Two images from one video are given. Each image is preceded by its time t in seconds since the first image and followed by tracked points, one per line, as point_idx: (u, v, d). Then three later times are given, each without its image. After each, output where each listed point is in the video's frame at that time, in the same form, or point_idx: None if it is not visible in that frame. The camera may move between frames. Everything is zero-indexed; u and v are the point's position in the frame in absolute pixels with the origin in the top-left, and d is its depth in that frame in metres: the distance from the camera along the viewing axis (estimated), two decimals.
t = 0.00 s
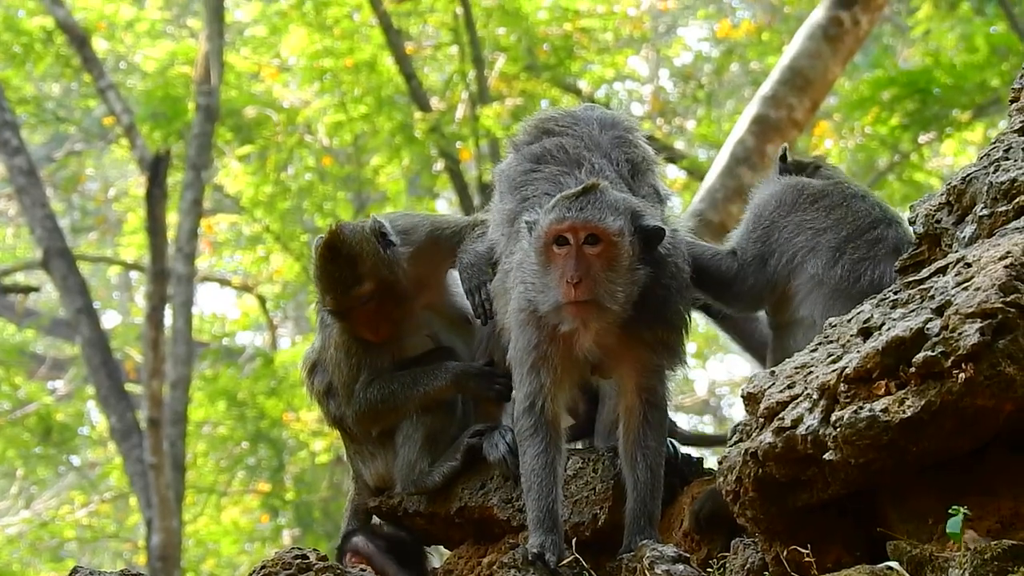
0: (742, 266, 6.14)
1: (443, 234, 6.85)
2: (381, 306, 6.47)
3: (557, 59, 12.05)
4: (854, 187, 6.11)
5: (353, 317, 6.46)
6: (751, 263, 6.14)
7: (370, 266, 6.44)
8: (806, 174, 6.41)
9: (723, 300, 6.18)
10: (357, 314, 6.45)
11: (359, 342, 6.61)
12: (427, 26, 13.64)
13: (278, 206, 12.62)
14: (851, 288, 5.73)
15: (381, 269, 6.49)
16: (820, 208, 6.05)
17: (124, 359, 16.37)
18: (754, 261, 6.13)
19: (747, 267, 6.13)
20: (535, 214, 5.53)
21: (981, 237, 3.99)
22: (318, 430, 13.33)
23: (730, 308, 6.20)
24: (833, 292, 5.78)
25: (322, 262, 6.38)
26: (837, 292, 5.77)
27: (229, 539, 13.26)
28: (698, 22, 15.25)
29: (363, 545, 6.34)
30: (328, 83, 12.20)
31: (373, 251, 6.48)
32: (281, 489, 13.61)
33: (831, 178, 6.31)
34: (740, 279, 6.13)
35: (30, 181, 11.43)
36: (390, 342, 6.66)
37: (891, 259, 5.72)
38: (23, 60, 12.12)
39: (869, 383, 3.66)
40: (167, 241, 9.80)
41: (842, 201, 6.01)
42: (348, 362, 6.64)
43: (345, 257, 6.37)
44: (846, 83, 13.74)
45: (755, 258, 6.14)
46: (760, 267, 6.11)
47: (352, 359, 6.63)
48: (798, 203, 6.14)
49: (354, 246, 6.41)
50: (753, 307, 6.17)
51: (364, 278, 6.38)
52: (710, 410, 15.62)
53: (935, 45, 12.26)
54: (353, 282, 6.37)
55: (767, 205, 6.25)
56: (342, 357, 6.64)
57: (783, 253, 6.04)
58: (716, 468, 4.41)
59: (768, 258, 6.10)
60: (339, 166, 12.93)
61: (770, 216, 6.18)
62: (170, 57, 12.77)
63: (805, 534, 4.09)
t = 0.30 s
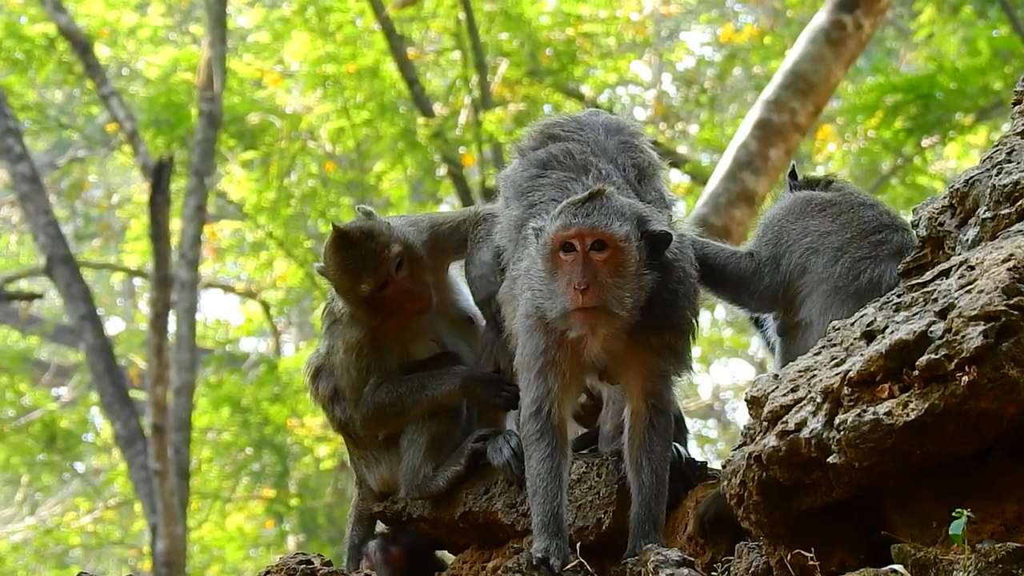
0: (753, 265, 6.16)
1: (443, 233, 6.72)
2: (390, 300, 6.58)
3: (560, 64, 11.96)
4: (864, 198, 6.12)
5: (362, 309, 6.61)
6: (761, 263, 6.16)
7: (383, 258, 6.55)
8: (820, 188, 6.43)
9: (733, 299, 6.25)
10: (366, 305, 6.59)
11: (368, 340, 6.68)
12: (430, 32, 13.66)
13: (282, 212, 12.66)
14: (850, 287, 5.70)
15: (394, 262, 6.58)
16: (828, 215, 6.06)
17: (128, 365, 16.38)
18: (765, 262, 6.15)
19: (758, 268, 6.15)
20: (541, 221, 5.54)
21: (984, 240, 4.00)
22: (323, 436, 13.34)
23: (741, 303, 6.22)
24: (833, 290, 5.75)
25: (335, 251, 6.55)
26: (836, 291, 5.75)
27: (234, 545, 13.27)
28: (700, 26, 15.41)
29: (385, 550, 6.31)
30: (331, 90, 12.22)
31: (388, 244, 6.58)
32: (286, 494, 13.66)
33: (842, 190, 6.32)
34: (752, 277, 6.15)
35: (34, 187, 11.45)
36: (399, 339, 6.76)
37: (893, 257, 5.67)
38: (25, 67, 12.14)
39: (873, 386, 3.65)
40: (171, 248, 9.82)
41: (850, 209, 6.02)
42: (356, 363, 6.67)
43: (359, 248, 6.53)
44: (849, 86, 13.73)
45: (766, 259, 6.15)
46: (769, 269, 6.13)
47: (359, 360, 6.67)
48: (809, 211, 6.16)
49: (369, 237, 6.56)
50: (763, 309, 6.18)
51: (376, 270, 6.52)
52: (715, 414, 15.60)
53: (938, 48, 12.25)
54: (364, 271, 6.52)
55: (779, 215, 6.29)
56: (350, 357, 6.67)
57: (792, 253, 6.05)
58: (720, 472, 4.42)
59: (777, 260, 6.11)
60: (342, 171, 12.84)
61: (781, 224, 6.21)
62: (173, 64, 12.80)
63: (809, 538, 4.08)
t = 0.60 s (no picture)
0: (765, 254, 6.14)
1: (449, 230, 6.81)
2: (396, 285, 6.53)
3: (566, 64, 12.05)
4: (862, 210, 6.23)
5: (368, 298, 6.58)
6: (771, 254, 6.14)
7: (389, 244, 6.56)
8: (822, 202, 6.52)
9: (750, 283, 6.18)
10: (373, 292, 6.56)
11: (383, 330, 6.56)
12: (435, 33, 13.67)
13: (288, 213, 12.69)
14: (847, 285, 5.77)
15: (400, 249, 6.58)
16: (829, 219, 6.14)
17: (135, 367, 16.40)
18: (773, 252, 6.13)
19: (768, 259, 6.13)
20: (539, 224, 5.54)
21: (990, 239, 4.00)
22: (330, 436, 13.37)
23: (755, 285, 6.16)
24: (831, 286, 5.83)
25: (341, 242, 6.62)
26: (833, 289, 5.81)
27: (241, 546, 13.28)
28: (706, 27, 15.53)
29: (396, 549, 6.30)
30: (337, 90, 12.23)
31: (394, 232, 6.61)
32: (292, 495, 13.66)
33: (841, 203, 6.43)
34: (764, 265, 6.13)
35: (39, 189, 11.48)
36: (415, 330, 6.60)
37: (889, 260, 5.77)
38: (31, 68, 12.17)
39: (879, 386, 3.66)
40: (177, 248, 9.82)
41: (851, 216, 6.11)
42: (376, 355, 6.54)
43: (364, 235, 6.57)
44: (855, 86, 13.72)
45: (775, 249, 6.14)
46: (779, 261, 6.11)
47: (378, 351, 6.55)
48: (808, 216, 6.25)
49: (374, 226, 6.61)
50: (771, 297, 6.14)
51: (381, 253, 6.53)
52: (722, 414, 15.59)
53: (943, 47, 12.24)
54: (369, 256, 6.55)
55: (784, 221, 6.36)
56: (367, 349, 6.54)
57: (799, 246, 6.07)
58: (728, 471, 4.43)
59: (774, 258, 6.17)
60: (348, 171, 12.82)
61: (787, 226, 6.27)
62: (179, 65, 12.82)
63: (816, 537, 4.09)
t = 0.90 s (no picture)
0: (785, 217, 6.21)
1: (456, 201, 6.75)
2: (413, 266, 6.39)
3: (582, 41, 12.01)
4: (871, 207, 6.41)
5: (384, 276, 6.45)
6: (790, 218, 6.21)
7: (403, 224, 6.34)
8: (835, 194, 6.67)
9: (763, 231, 6.20)
10: (389, 271, 6.42)
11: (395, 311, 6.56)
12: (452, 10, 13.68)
13: (305, 189, 12.73)
14: (864, 262, 5.91)
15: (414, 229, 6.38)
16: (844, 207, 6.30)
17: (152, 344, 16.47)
18: (794, 217, 6.21)
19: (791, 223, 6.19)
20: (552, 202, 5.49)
21: (1008, 217, 3.93)
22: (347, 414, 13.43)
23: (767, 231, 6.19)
24: (847, 262, 5.97)
25: (351, 222, 6.37)
26: (851, 267, 5.95)
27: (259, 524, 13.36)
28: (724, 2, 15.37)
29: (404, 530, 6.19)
30: (353, 67, 12.19)
31: (406, 210, 6.37)
32: (310, 473, 13.70)
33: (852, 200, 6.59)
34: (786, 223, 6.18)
35: (56, 166, 11.52)
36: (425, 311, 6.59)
37: (903, 246, 5.95)
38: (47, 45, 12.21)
39: (894, 363, 3.65)
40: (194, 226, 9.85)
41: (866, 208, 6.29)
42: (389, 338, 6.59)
43: (377, 216, 6.31)
44: (872, 63, 13.65)
45: (795, 215, 6.22)
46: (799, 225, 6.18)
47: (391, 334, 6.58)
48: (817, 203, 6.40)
49: (386, 205, 6.35)
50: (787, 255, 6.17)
51: (396, 236, 6.31)
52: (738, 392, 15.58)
53: (961, 23, 12.17)
54: (383, 239, 6.32)
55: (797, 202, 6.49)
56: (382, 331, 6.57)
57: (817, 219, 6.18)
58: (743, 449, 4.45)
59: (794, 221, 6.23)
60: (365, 148, 12.83)
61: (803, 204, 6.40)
62: (195, 42, 12.83)
63: (830, 515, 4.10)
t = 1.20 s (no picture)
0: (804, 175, 6.24)
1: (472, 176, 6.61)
2: (434, 250, 6.49)
3: (602, 8, 11.99)
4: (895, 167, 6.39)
5: (404, 261, 6.54)
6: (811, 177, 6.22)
7: (422, 210, 6.42)
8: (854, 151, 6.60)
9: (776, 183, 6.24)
10: (409, 257, 6.51)
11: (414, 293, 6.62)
12: None
13: (324, 156, 12.68)
14: (888, 227, 5.89)
15: (433, 213, 6.46)
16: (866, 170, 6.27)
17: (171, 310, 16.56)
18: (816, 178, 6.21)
19: (811, 182, 6.20)
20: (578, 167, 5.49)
21: None
22: (366, 380, 13.52)
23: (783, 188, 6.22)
24: (869, 228, 5.94)
25: (369, 211, 6.42)
26: (874, 231, 5.92)
27: (277, 490, 13.47)
28: None
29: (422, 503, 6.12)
30: (373, 33, 12.20)
31: (423, 195, 6.44)
32: (329, 439, 13.79)
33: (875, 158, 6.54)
34: (805, 183, 6.21)
35: (76, 132, 11.56)
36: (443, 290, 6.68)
37: (927, 212, 5.93)
38: (66, 11, 12.24)
39: (914, 329, 3.65)
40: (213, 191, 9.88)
41: (887, 170, 6.26)
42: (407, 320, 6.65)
43: (395, 205, 6.39)
44: (892, 29, 13.59)
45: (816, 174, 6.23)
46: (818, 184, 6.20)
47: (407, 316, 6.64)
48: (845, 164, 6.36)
49: (402, 192, 6.42)
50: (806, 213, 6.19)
51: (416, 224, 6.39)
52: (757, 358, 15.60)
53: None
54: (404, 226, 6.41)
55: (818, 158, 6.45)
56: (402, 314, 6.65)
57: (840, 181, 6.17)
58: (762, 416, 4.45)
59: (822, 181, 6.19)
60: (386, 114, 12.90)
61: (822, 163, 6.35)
62: (215, 8, 12.83)
63: (849, 482, 4.11)
